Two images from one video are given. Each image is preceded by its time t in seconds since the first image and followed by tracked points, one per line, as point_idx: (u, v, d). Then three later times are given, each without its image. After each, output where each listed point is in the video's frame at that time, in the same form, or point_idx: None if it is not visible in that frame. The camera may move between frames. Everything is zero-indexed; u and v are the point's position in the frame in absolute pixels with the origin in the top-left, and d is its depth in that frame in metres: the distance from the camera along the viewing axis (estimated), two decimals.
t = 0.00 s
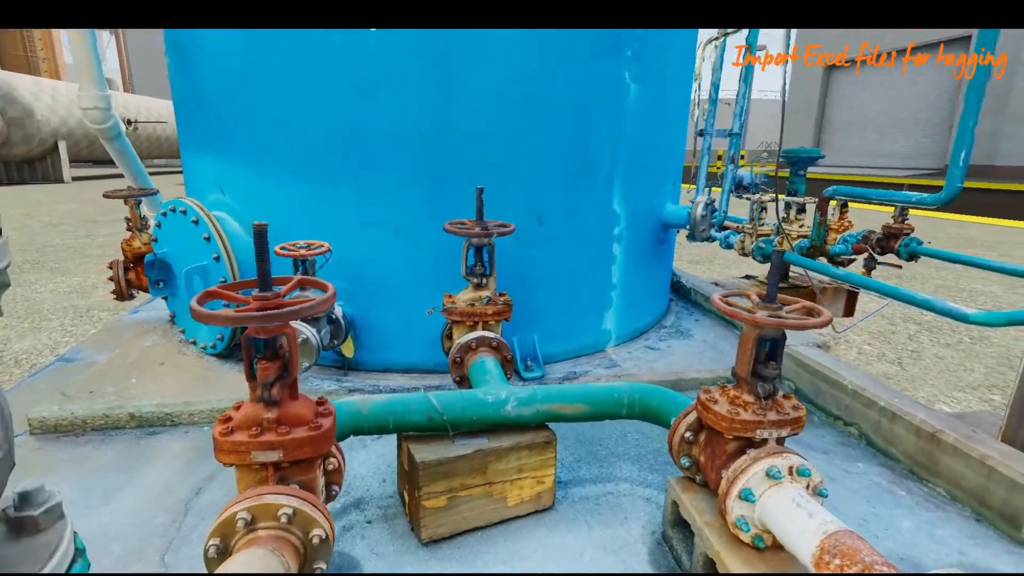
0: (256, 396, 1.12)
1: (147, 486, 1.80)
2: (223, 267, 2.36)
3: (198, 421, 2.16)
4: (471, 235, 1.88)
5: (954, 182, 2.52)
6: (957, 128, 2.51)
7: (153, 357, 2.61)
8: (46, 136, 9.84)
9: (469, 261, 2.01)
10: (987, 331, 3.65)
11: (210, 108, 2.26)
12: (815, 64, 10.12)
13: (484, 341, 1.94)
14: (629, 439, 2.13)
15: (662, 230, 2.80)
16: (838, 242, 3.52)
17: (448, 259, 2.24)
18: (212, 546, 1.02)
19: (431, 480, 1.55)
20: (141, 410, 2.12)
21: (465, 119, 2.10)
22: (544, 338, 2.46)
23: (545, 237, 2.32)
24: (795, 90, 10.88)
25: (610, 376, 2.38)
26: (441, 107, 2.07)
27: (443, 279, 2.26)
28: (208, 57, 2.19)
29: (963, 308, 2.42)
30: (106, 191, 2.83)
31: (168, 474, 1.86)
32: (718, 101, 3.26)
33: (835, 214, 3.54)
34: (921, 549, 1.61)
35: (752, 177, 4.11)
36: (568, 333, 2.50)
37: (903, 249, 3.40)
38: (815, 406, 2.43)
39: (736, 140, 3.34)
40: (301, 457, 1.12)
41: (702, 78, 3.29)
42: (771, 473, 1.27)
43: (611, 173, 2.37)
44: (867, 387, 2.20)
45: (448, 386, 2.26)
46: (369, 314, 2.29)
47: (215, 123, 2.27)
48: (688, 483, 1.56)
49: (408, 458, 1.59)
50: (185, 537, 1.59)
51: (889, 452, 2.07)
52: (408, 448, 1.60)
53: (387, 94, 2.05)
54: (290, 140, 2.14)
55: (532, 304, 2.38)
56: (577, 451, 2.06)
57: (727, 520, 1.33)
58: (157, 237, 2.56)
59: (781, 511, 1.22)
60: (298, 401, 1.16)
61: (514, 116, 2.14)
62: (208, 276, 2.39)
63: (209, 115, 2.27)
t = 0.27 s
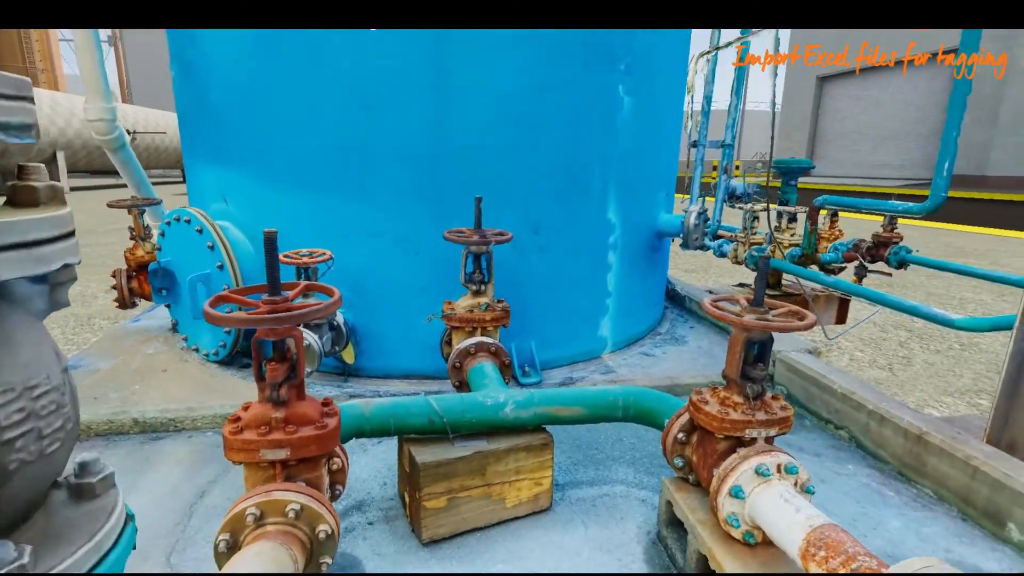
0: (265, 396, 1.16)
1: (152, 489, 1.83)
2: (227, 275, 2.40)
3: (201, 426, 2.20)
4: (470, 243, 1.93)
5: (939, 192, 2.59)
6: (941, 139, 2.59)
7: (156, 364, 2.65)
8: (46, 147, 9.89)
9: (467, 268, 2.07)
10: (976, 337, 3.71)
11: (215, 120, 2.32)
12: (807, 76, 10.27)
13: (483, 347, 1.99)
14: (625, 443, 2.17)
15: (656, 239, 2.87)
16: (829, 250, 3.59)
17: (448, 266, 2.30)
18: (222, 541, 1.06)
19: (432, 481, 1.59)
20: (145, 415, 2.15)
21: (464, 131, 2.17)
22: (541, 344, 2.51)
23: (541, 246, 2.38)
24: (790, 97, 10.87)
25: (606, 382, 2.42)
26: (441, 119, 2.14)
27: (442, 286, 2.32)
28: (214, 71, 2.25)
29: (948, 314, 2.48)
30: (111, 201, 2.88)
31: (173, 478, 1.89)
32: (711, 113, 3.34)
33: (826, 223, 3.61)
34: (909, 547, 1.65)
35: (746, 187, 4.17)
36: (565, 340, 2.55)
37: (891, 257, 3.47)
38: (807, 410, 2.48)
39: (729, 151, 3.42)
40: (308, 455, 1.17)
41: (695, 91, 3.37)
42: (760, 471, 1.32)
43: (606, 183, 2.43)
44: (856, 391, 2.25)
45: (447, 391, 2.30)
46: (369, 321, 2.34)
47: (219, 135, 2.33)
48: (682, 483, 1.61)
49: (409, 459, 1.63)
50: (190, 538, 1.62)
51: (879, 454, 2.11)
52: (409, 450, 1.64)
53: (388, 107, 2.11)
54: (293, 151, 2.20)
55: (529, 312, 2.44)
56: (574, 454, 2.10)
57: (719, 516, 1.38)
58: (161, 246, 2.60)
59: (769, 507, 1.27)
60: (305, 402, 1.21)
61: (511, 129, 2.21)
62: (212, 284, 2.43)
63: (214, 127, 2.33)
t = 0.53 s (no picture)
0: (273, 397, 1.21)
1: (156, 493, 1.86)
2: (230, 283, 2.42)
3: (203, 431, 2.23)
4: (469, 251, 1.98)
5: (925, 201, 2.66)
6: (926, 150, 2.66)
7: (157, 371, 2.67)
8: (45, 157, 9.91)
9: (465, 275, 2.11)
10: (965, 343, 3.78)
11: (219, 132, 2.37)
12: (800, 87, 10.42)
13: (481, 352, 2.03)
14: (620, 446, 2.22)
15: (651, 247, 2.93)
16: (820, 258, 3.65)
17: (447, 274, 2.35)
18: (231, 536, 1.10)
19: (432, 483, 1.63)
20: (148, 421, 2.18)
21: (463, 142, 2.23)
22: (539, 350, 2.55)
23: (538, 254, 2.43)
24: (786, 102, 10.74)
25: (602, 387, 2.47)
26: (440, 130, 2.20)
27: (442, 293, 2.37)
28: (218, 84, 2.31)
29: (934, 319, 2.54)
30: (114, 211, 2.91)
31: (177, 481, 1.92)
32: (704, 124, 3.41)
33: (817, 232, 3.68)
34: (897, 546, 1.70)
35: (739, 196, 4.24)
36: (562, 346, 2.60)
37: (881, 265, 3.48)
38: (799, 415, 2.53)
39: (721, 161, 3.49)
40: (314, 454, 1.21)
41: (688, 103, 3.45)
42: (749, 469, 1.37)
43: (601, 193, 2.50)
44: (846, 395, 2.30)
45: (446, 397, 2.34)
46: (369, 328, 2.38)
47: (223, 146, 2.38)
48: (675, 483, 1.65)
49: (410, 461, 1.67)
50: (195, 540, 1.65)
51: (868, 456, 2.16)
52: (410, 453, 1.68)
53: (389, 119, 2.18)
54: (296, 162, 2.26)
55: (526, 318, 2.49)
56: (571, 458, 2.14)
57: (710, 514, 1.42)
58: (165, 254, 2.65)
59: (758, 503, 1.31)
60: (311, 403, 1.25)
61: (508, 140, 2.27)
62: (215, 292, 2.44)
63: (217, 138, 2.39)
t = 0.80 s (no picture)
0: (279, 398, 1.25)
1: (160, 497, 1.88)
2: (232, 290, 2.45)
3: (205, 436, 2.26)
4: (467, 258, 2.03)
5: (911, 210, 2.73)
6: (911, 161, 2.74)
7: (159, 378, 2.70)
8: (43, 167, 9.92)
9: (464, 282, 2.15)
10: (953, 349, 3.85)
11: (222, 143, 2.43)
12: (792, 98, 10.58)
13: (479, 357, 2.08)
14: (616, 449, 2.26)
15: (645, 255, 2.98)
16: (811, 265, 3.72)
17: (446, 281, 2.40)
18: (240, 532, 1.13)
19: (432, 484, 1.67)
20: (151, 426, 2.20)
21: (461, 153, 2.30)
22: (536, 356, 2.60)
23: (535, 262, 2.49)
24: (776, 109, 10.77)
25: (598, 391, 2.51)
26: (439, 142, 2.27)
27: (441, 300, 2.42)
28: (221, 96, 2.36)
29: (919, 323, 2.60)
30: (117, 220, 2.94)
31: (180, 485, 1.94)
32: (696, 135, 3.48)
33: (808, 240, 3.75)
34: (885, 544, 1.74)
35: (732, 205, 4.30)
36: (558, 352, 2.65)
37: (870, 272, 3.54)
38: (791, 418, 2.58)
39: (714, 170, 3.56)
40: (319, 453, 1.25)
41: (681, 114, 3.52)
42: (739, 467, 1.42)
43: (596, 202, 2.56)
44: (836, 399, 2.36)
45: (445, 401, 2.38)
46: (369, 335, 2.43)
47: (226, 156, 2.44)
48: (669, 483, 1.69)
49: (410, 463, 1.71)
50: (199, 542, 1.67)
51: (857, 458, 2.21)
52: (410, 455, 1.72)
53: (389, 130, 2.24)
54: (298, 172, 2.31)
55: (523, 325, 2.54)
56: (567, 461, 2.18)
57: (703, 512, 1.47)
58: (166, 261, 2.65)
59: (748, 500, 1.36)
60: (316, 403, 1.30)
61: (505, 150, 2.34)
62: (217, 299, 2.49)
63: (220, 148, 2.44)
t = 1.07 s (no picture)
0: (285, 399, 1.30)
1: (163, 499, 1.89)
2: (234, 297, 2.48)
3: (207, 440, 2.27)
4: (465, 265, 2.08)
5: (897, 217, 2.80)
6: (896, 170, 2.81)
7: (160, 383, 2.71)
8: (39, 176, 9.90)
9: (462, 288, 2.19)
10: (942, 354, 3.92)
11: (224, 152, 2.47)
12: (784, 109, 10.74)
13: (477, 361, 2.12)
14: (612, 452, 2.30)
15: (639, 262, 3.04)
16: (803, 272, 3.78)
17: (445, 287, 2.45)
18: (247, 529, 1.17)
19: (432, 485, 1.71)
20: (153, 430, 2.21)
21: (460, 163, 2.36)
22: (532, 361, 2.64)
23: (531, 268, 2.54)
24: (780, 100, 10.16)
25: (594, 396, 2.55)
26: (438, 152, 2.33)
27: (439, 306, 2.46)
28: (224, 107, 2.41)
29: (905, 328, 2.66)
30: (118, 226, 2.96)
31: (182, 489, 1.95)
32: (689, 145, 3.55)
33: (799, 247, 3.80)
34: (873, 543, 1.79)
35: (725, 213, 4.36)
36: (555, 357, 2.69)
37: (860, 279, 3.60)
38: (782, 421, 2.63)
39: (707, 179, 3.62)
40: (323, 453, 1.29)
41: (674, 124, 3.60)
42: (730, 466, 1.47)
43: (591, 210, 2.62)
44: (826, 402, 2.41)
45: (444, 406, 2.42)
46: (369, 340, 2.47)
47: (228, 165, 2.48)
48: (663, 484, 1.74)
49: (410, 465, 1.75)
50: (202, 543, 1.69)
51: (847, 460, 2.27)
52: (410, 457, 1.75)
53: (390, 141, 2.29)
54: (299, 180, 2.36)
55: (520, 330, 2.59)
56: (564, 463, 2.22)
57: (695, 510, 1.51)
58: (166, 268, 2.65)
59: (738, 497, 1.41)
60: (320, 405, 1.34)
61: (503, 160, 2.40)
62: (219, 305, 2.50)
63: (222, 157, 2.48)
